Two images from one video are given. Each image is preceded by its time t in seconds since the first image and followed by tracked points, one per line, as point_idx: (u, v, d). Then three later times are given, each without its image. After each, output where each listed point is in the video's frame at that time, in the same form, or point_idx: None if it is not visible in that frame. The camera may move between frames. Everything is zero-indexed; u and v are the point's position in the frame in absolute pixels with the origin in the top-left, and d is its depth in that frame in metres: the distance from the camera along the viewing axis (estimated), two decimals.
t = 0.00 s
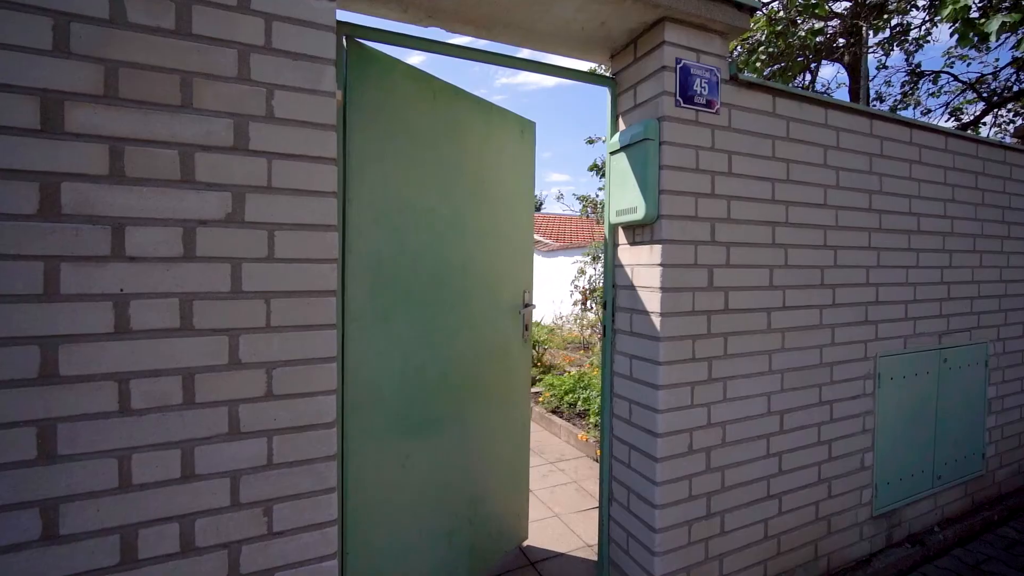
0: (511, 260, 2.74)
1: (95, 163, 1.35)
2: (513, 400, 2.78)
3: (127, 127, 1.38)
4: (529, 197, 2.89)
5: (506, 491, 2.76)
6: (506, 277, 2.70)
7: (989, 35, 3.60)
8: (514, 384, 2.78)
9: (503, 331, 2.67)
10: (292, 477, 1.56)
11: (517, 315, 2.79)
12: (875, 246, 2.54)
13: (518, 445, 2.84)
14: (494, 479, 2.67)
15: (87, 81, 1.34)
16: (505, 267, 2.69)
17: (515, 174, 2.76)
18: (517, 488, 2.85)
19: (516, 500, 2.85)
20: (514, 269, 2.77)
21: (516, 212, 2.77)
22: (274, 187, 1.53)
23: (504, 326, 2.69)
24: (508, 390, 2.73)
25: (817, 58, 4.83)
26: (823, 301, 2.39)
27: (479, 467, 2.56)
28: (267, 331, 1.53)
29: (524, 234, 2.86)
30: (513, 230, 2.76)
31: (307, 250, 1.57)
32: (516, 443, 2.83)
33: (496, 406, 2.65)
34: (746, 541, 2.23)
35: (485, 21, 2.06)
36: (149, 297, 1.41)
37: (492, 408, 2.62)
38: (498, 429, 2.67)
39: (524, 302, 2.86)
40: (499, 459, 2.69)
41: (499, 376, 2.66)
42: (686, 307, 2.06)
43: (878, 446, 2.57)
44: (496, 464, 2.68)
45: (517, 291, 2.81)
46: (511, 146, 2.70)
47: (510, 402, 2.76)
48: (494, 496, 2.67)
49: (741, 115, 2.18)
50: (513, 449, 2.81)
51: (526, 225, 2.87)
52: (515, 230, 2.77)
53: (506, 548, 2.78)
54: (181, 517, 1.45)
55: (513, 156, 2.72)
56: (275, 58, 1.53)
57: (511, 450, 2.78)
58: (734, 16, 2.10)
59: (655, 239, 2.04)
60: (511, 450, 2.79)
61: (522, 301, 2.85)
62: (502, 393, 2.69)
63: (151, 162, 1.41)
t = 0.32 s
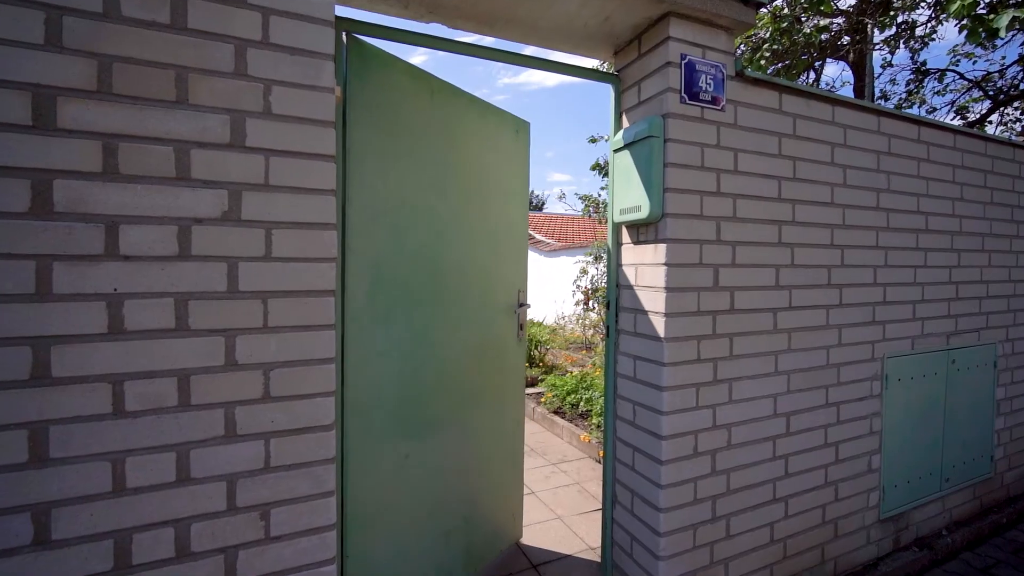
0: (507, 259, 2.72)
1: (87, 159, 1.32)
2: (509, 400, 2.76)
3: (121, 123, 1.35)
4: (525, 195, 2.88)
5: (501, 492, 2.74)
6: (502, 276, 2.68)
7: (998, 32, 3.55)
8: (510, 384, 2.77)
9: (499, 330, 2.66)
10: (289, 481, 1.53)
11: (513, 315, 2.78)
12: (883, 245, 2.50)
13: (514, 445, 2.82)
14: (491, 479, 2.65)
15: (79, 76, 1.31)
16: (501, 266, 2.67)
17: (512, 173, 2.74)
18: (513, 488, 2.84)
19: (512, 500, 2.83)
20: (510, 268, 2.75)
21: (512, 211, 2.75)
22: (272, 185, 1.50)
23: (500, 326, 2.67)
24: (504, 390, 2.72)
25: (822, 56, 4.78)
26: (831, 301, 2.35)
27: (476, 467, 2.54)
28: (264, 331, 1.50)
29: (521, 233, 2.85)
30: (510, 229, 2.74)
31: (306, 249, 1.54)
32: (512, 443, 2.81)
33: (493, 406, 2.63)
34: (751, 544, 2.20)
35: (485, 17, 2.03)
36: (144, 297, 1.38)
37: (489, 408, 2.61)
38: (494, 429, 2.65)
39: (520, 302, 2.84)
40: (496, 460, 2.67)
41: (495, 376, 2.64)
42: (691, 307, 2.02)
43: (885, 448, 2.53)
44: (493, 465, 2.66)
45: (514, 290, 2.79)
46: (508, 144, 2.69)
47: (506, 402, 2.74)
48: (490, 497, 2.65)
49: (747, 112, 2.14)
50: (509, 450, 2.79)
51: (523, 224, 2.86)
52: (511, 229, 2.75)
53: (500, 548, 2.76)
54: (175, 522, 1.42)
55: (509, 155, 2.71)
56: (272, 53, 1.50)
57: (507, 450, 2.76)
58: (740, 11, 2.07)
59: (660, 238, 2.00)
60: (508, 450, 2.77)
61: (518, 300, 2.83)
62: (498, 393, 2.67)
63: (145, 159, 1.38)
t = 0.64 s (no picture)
0: (503, 258, 2.70)
1: (79, 156, 1.29)
2: (504, 399, 2.74)
3: (115, 119, 1.32)
4: (520, 195, 2.86)
5: (497, 492, 2.72)
6: (498, 276, 2.66)
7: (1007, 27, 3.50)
8: (505, 383, 2.75)
9: (495, 329, 2.64)
10: (287, 484, 1.50)
11: (508, 314, 2.76)
12: (892, 244, 2.46)
13: (510, 445, 2.81)
14: (487, 479, 2.63)
15: (71, 71, 1.29)
16: (497, 265, 2.65)
17: (507, 172, 2.72)
18: (508, 489, 2.81)
19: (506, 501, 2.81)
20: (506, 268, 2.73)
21: (507, 209, 2.73)
22: (269, 182, 1.47)
23: (496, 325, 2.64)
24: (499, 390, 2.70)
25: (827, 54, 4.73)
26: (838, 301, 2.31)
27: (472, 467, 2.52)
28: (261, 332, 1.47)
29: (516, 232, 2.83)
30: (505, 228, 2.72)
31: (304, 248, 1.51)
32: (508, 443, 2.79)
33: (489, 406, 2.61)
34: (757, 549, 2.16)
35: (487, 12, 1.99)
36: (138, 297, 1.35)
37: (485, 408, 2.59)
38: (490, 429, 2.63)
39: (515, 302, 2.81)
40: (492, 460, 2.65)
41: (491, 376, 2.62)
42: (696, 307, 1.99)
43: (893, 451, 2.49)
44: (489, 466, 2.64)
45: (510, 289, 2.78)
46: (504, 143, 2.67)
47: (502, 402, 2.72)
48: (486, 497, 2.63)
49: (753, 109, 2.10)
50: (505, 450, 2.77)
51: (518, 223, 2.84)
52: (507, 228, 2.73)
53: (495, 548, 2.74)
54: (170, 526, 1.39)
55: (505, 153, 2.69)
56: (269, 48, 1.47)
57: (503, 451, 2.74)
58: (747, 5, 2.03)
59: (664, 237, 1.97)
60: (503, 450, 2.76)
61: (513, 300, 2.81)
62: (494, 393, 2.65)
63: (139, 156, 1.35)
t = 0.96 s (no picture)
0: (497, 259, 2.69)
1: (71, 153, 1.26)
2: (498, 399, 2.72)
3: (107, 115, 1.29)
4: (513, 194, 2.84)
5: (491, 493, 2.70)
6: (492, 276, 2.64)
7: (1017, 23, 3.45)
8: (498, 384, 2.73)
9: (489, 329, 2.62)
10: (284, 488, 1.47)
11: (501, 314, 2.74)
12: (901, 244, 2.42)
13: (503, 445, 2.79)
14: (482, 480, 2.60)
15: (62, 65, 1.25)
16: (491, 265, 2.63)
17: (499, 170, 2.69)
18: (501, 490, 2.80)
19: (499, 502, 2.79)
20: (499, 268, 2.72)
21: (500, 208, 2.70)
22: (266, 180, 1.44)
23: (489, 324, 2.62)
24: (493, 390, 2.68)
25: (833, 51, 4.69)
26: (846, 301, 2.27)
27: (468, 468, 2.50)
28: (258, 333, 1.44)
29: (508, 232, 2.81)
30: (499, 228, 2.70)
31: (302, 247, 1.48)
32: (500, 444, 2.78)
33: (483, 406, 2.59)
34: (764, 554, 2.12)
35: (489, 7, 1.95)
36: (131, 297, 1.32)
37: (480, 408, 2.57)
38: (484, 430, 2.61)
39: (508, 301, 2.80)
40: (486, 461, 2.63)
41: (486, 376, 2.60)
42: (702, 308, 1.95)
43: (902, 454, 2.45)
44: (483, 467, 2.62)
45: (502, 288, 2.76)
46: (497, 143, 2.65)
47: (495, 402, 2.70)
48: (481, 498, 2.61)
49: (760, 105, 2.06)
50: (497, 450, 2.75)
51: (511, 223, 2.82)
52: (500, 228, 2.71)
53: (489, 548, 2.72)
54: (164, 532, 1.36)
55: (499, 153, 2.66)
56: (266, 42, 1.43)
57: (496, 451, 2.72)
58: None
59: (669, 236, 1.93)
60: (497, 451, 2.74)
61: (506, 300, 2.79)
62: (488, 393, 2.63)
63: (133, 153, 1.31)
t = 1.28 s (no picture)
0: (490, 258, 2.67)
1: (62, 150, 1.23)
2: (491, 400, 2.70)
3: (99, 111, 1.26)
4: (506, 194, 2.81)
5: (485, 493, 2.68)
6: (485, 276, 2.62)
7: None
8: (491, 384, 2.71)
9: (482, 329, 2.59)
10: (281, 493, 1.43)
11: (493, 314, 2.71)
12: (910, 243, 2.37)
13: (496, 446, 2.77)
14: (475, 481, 2.57)
15: (53, 59, 1.22)
16: (485, 265, 2.61)
17: (492, 170, 2.66)
18: (494, 490, 2.78)
19: (493, 502, 2.78)
20: (492, 268, 2.70)
21: (493, 208, 2.67)
22: (262, 177, 1.41)
23: (483, 324, 2.60)
24: (487, 390, 2.66)
25: (839, 49, 4.63)
26: (855, 301, 2.22)
27: (463, 470, 2.47)
28: (254, 334, 1.40)
29: (501, 232, 2.79)
30: (492, 227, 2.68)
31: (299, 246, 1.44)
32: (493, 444, 2.75)
33: (477, 406, 2.57)
34: (772, 559, 2.08)
35: (490, 2, 1.92)
36: (123, 297, 1.28)
37: (474, 409, 2.54)
38: (478, 430, 2.59)
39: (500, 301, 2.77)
40: (480, 461, 2.61)
41: (480, 376, 2.58)
42: (708, 308, 1.91)
43: (912, 457, 2.40)
44: (477, 468, 2.59)
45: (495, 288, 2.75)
46: (491, 142, 2.62)
47: (489, 402, 2.68)
48: (475, 499, 2.59)
49: (768, 101, 2.02)
50: (490, 450, 2.73)
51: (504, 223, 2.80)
52: (494, 228, 2.69)
53: (482, 549, 2.70)
54: (158, 538, 1.32)
55: (492, 152, 2.64)
56: (262, 36, 1.40)
57: (488, 452, 2.69)
58: None
59: (675, 235, 1.89)
60: (491, 452, 2.72)
61: (498, 300, 2.76)
62: (482, 394, 2.61)
63: (126, 149, 1.28)
